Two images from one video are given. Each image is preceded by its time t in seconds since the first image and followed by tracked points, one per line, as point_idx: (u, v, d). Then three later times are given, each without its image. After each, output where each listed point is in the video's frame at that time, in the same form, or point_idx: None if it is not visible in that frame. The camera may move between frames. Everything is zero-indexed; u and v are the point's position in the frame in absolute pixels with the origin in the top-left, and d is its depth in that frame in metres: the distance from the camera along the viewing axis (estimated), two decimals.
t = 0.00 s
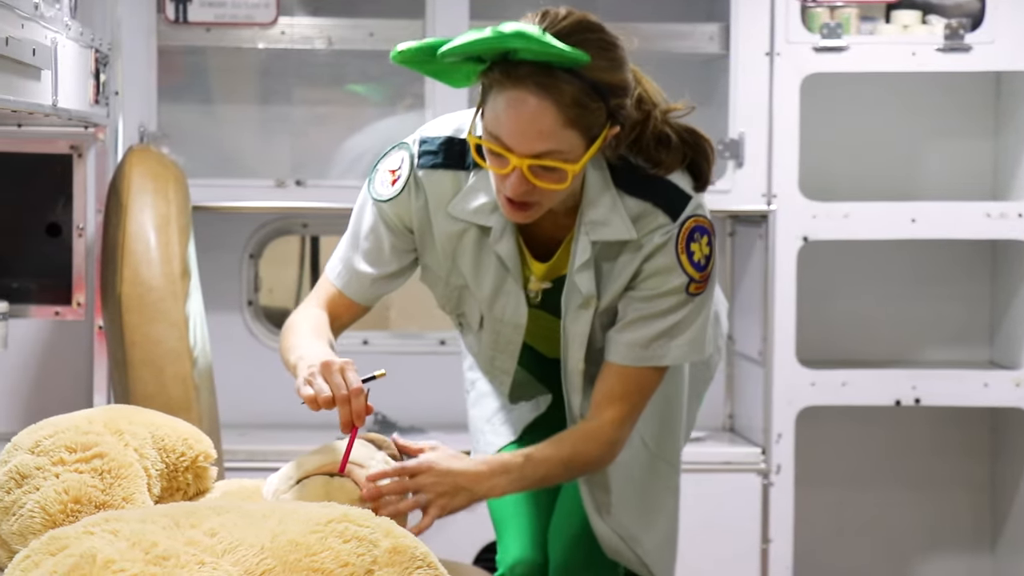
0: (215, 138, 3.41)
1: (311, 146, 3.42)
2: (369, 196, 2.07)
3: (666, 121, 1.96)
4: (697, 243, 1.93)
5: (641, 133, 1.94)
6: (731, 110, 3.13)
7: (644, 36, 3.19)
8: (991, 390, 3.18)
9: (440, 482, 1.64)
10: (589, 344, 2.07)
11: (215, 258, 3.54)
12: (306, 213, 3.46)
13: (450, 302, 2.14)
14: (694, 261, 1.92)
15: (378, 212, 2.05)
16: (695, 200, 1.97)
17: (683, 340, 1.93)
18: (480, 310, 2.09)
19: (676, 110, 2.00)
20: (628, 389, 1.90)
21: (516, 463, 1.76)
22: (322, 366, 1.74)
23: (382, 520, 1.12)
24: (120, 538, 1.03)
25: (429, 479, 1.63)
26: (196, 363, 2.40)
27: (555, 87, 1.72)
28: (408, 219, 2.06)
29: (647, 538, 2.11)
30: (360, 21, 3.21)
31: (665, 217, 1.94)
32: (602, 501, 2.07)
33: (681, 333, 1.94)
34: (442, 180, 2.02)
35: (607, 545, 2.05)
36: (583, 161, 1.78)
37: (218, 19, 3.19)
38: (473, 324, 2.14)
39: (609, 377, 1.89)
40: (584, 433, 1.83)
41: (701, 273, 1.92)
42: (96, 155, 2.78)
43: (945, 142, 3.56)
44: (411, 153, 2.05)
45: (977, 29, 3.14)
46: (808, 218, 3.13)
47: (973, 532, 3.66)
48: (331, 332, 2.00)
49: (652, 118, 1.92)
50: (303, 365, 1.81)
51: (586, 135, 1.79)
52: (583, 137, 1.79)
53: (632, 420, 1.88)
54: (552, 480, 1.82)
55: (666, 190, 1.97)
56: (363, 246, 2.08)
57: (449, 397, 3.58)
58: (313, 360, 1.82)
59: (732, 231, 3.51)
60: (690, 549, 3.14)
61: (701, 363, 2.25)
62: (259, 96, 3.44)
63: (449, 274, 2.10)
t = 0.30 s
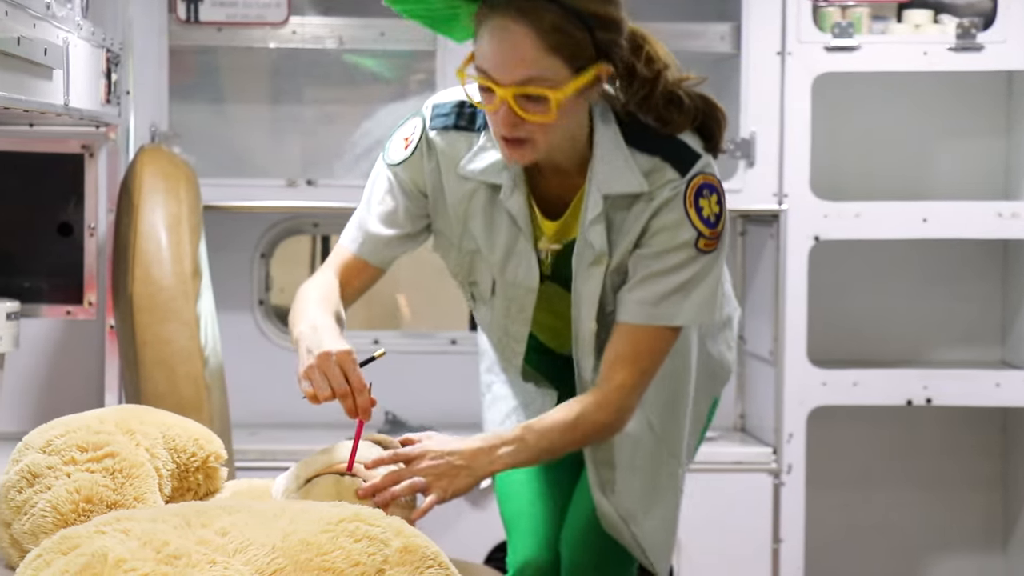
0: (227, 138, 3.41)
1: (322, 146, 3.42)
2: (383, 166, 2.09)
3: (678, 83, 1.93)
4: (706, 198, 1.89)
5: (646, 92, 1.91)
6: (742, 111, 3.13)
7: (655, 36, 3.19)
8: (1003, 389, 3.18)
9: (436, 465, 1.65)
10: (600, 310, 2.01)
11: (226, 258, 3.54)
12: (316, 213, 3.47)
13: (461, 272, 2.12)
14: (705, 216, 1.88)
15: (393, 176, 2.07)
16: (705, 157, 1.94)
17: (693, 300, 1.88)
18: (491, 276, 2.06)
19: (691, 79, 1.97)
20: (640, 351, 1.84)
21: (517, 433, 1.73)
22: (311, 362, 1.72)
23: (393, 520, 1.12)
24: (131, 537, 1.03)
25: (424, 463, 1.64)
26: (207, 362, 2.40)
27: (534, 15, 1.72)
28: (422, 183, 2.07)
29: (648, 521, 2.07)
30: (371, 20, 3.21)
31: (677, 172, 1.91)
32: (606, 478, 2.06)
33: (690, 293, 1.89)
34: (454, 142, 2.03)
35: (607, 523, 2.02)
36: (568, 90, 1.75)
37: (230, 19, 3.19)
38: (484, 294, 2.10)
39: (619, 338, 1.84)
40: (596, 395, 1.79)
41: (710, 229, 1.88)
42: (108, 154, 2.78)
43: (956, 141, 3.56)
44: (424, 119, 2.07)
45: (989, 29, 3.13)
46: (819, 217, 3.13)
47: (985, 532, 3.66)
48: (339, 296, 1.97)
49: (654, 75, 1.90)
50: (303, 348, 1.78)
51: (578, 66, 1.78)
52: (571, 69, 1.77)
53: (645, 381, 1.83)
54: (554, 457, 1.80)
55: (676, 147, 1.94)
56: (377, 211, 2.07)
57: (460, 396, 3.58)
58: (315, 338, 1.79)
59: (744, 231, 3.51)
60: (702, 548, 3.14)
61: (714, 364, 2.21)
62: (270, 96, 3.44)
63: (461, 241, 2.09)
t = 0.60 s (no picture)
0: (237, 137, 3.42)
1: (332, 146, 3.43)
2: (389, 188, 2.11)
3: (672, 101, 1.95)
4: (705, 211, 1.87)
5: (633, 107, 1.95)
6: (752, 111, 3.13)
7: (665, 36, 3.19)
8: (1013, 390, 3.18)
9: (454, 479, 1.59)
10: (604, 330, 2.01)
11: (237, 258, 3.55)
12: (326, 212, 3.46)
13: (461, 293, 2.12)
14: (703, 229, 1.86)
15: (400, 198, 2.10)
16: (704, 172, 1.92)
17: (698, 313, 1.85)
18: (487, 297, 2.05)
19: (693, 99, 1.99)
20: (646, 369, 1.82)
21: (529, 458, 1.68)
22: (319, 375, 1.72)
23: (403, 519, 1.12)
24: (141, 536, 1.03)
25: (442, 475, 1.58)
26: (218, 362, 2.40)
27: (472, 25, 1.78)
28: (430, 204, 2.10)
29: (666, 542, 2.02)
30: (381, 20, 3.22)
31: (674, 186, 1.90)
32: (626, 503, 2.02)
33: (695, 308, 1.86)
34: (455, 162, 2.04)
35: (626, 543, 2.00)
36: (519, 89, 1.78)
37: (240, 19, 3.20)
38: (480, 315, 2.09)
39: (626, 358, 1.83)
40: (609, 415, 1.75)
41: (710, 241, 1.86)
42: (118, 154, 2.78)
43: (966, 142, 3.56)
44: (429, 141, 2.10)
45: (999, 29, 3.13)
46: (829, 217, 3.12)
47: (993, 533, 3.66)
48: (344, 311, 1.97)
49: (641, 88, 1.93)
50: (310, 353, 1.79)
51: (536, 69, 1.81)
52: (526, 71, 1.80)
53: (652, 399, 1.80)
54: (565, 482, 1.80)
55: (673, 164, 1.93)
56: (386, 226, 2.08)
57: (469, 395, 3.59)
58: (320, 344, 1.79)
59: (754, 231, 3.51)
60: (711, 548, 3.14)
61: (728, 391, 2.17)
62: (281, 96, 3.44)
63: (460, 260, 2.08)
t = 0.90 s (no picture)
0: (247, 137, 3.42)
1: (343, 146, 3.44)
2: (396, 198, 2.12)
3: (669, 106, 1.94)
4: (710, 217, 1.86)
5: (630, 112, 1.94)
6: (762, 110, 3.13)
7: (675, 35, 3.19)
8: None
9: (465, 480, 1.59)
10: (610, 336, 2.00)
11: (247, 258, 3.55)
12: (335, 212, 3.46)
13: (470, 301, 2.11)
14: (707, 233, 1.85)
15: (406, 207, 2.10)
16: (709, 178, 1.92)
17: (702, 319, 1.84)
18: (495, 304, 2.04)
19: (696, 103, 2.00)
20: (652, 375, 1.81)
21: (538, 461, 1.68)
22: (339, 376, 1.72)
23: (413, 519, 1.13)
24: (151, 535, 1.03)
25: (453, 475, 1.57)
26: (228, 362, 2.40)
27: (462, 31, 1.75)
28: (437, 212, 2.09)
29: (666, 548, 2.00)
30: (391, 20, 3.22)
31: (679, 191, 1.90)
32: (624, 509, 1.99)
33: (700, 314, 1.85)
34: (461, 169, 2.05)
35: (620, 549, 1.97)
36: (513, 93, 1.76)
37: (250, 19, 3.21)
38: (490, 322, 2.09)
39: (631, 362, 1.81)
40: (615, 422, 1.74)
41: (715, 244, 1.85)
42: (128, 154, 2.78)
43: (975, 142, 3.55)
44: (435, 150, 2.10)
45: (1010, 28, 3.12)
46: (839, 217, 3.12)
47: (1004, 533, 3.66)
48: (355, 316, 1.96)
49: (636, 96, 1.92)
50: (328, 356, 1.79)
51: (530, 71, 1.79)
52: (519, 75, 1.77)
53: (658, 404, 1.79)
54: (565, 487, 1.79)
55: (678, 171, 1.93)
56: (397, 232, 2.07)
57: (479, 395, 3.59)
58: (341, 346, 1.79)
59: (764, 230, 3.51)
60: (721, 547, 3.14)
61: (735, 402, 2.16)
62: (291, 96, 3.44)
63: (469, 268, 2.08)
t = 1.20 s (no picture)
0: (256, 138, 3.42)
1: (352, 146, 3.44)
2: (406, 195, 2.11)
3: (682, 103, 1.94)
4: (722, 217, 1.86)
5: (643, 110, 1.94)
6: (772, 110, 3.13)
7: (684, 35, 3.19)
8: None
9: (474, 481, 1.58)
10: (619, 335, 2.00)
11: (256, 258, 3.55)
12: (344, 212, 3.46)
13: (480, 298, 2.11)
14: (718, 233, 1.85)
15: (417, 203, 2.10)
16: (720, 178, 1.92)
17: (714, 319, 1.84)
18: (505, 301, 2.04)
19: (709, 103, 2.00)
20: (662, 375, 1.81)
21: (547, 461, 1.68)
22: (351, 373, 1.72)
23: (422, 518, 1.13)
24: (160, 536, 1.03)
25: (462, 476, 1.57)
26: (237, 362, 2.40)
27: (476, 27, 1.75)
28: (447, 209, 2.09)
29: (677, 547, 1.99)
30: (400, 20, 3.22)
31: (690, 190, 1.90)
32: (633, 508, 1.98)
33: (711, 313, 1.85)
34: (472, 166, 2.05)
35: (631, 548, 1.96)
36: (526, 90, 1.76)
37: (259, 19, 3.21)
38: (499, 320, 2.09)
39: (642, 361, 1.81)
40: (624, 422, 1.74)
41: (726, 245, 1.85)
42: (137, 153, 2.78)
43: (985, 142, 3.55)
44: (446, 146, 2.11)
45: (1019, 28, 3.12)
46: (848, 217, 3.12)
47: (1013, 533, 3.66)
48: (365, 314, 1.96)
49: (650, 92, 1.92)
50: (341, 352, 1.79)
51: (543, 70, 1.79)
52: (532, 72, 1.78)
53: (668, 403, 1.78)
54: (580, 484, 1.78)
55: (689, 170, 1.93)
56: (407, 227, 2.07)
57: (488, 394, 3.59)
58: (353, 343, 1.78)
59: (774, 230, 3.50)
60: (730, 547, 3.14)
61: (742, 401, 2.16)
62: (300, 96, 3.45)
63: (478, 266, 2.08)
